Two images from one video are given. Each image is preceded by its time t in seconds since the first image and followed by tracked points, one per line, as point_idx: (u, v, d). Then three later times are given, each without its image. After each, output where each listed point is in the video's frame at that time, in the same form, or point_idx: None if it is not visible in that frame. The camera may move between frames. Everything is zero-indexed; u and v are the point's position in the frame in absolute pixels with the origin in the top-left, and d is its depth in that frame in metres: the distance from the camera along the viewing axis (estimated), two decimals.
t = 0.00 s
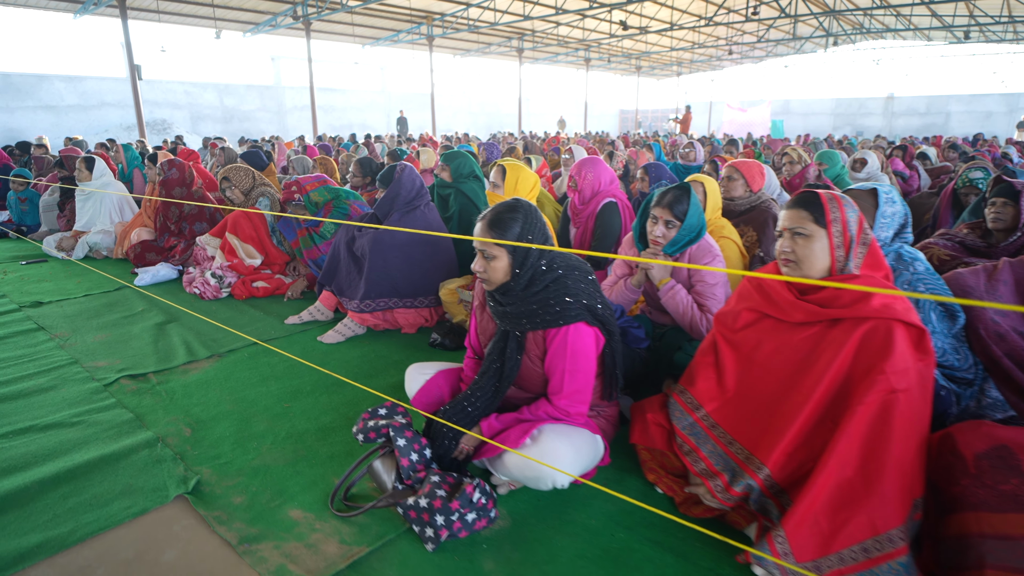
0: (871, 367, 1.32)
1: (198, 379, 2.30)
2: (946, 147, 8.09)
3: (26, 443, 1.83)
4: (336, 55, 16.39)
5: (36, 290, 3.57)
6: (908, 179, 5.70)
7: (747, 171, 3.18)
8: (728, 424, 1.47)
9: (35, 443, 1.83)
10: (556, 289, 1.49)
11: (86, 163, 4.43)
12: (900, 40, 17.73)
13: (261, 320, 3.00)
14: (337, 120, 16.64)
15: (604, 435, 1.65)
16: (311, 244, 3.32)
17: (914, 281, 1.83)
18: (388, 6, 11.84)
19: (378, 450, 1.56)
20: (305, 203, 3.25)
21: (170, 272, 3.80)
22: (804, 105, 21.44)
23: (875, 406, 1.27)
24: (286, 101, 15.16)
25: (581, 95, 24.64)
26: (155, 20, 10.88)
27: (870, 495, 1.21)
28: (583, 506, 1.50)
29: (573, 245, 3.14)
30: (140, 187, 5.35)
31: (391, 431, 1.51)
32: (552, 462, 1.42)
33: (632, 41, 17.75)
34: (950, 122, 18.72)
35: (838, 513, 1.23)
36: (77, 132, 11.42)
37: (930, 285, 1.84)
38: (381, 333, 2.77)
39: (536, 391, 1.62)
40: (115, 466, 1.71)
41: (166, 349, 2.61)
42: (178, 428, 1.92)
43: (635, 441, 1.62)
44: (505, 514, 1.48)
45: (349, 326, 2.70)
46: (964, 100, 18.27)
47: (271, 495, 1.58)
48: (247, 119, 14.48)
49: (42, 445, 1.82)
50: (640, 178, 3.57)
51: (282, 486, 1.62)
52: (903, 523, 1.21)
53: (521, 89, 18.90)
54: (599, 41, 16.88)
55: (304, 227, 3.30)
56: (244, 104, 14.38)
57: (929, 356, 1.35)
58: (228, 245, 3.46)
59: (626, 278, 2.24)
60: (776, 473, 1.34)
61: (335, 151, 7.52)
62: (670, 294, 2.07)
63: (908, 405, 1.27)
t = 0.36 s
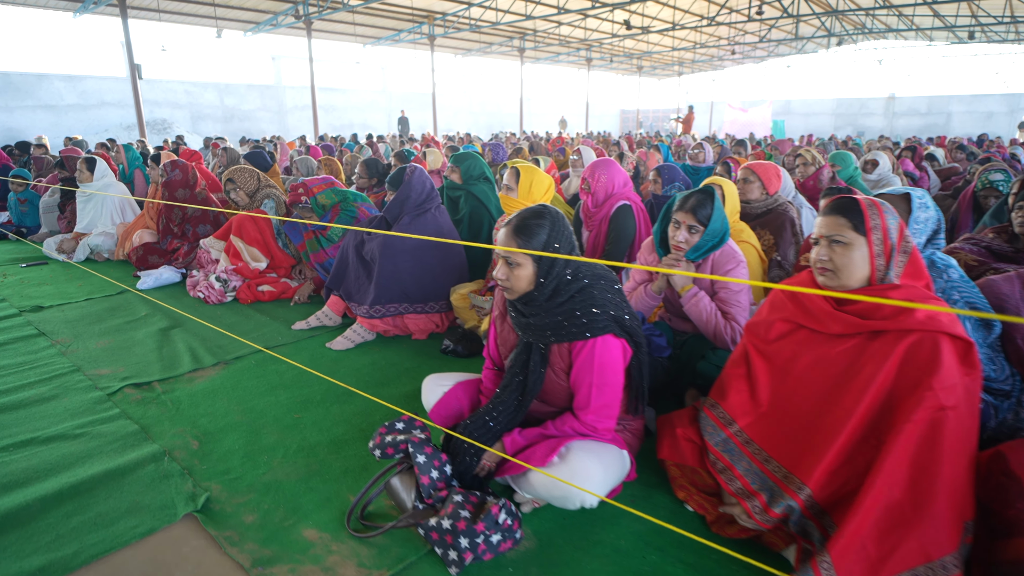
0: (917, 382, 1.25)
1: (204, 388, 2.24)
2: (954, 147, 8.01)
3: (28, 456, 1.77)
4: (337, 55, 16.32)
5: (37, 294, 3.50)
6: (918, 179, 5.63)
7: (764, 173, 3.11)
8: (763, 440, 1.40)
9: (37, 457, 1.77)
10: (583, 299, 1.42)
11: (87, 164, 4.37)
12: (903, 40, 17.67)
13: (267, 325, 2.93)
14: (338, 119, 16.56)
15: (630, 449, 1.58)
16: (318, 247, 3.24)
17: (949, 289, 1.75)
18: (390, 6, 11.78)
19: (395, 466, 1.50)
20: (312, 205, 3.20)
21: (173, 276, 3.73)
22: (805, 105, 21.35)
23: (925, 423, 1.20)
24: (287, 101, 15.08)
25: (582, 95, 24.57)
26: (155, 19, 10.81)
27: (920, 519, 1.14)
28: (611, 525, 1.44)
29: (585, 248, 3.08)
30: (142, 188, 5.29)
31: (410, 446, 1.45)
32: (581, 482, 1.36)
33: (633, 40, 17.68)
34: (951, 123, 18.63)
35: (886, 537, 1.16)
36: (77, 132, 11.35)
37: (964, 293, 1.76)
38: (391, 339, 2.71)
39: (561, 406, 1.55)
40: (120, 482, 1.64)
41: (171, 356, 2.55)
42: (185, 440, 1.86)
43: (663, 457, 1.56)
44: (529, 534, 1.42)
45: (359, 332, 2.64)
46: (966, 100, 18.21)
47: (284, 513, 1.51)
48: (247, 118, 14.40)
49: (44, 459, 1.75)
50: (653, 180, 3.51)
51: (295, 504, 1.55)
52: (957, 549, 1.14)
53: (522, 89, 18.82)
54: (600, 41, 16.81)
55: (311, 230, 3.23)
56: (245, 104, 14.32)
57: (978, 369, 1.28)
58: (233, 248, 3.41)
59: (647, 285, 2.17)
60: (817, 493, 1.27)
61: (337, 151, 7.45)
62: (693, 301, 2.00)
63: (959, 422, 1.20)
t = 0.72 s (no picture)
0: (970, 399, 1.17)
1: (210, 398, 2.17)
2: (962, 148, 7.93)
3: (30, 472, 1.70)
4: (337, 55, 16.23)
5: (38, 298, 3.44)
6: (930, 180, 5.55)
7: (781, 176, 3.04)
8: (803, 459, 1.34)
9: (39, 473, 1.70)
10: (613, 310, 1.35)
11: (88, 165, 4.30)
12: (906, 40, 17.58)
13: (274, 331, 2.86)
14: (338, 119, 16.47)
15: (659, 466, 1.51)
16: (324, 251, 3.18)
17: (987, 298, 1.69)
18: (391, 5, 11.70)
19: (414, 484, 1.43)
20: (319, 208, 3.12)
21: (176, 280, 3.67)
22: (807, 105, 21.24)
23: (982, 444, 1.12)
24: (287, 101, 15.01)
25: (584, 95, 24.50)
26: (156, 19, 10.74)
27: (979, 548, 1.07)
28: (642, 549, 1.37)
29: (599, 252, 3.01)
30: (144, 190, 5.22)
31: (430, 464, 1.38)
32: (613, 505, 1.29)
33: (635, 40, 17.60)
34: (953, 123, 18.50)
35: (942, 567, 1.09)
36: (77, 132, 11.28)
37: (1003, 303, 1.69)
38: (402, 346, 2.64)
39: (587, 421, 1.48)
40: (125, 500, 1.58)
41: (175, 364, 2.48)
42: (192, 455, 1.79)
43: (694, 475, 1.49)
44: (556, 558, 1.35)
45: (368, 339, 2.57)
46: (967, 100, 18.07)
47: (297, 535, 1.44)
48: (248, 118, 14.33)
49: (45, 476, 1.68)
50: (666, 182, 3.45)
51: (309, 524, 1.48)
52: None
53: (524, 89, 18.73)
54: (601, 40, 16.73)
55: (318, 233, 3.17)
56: (245, 104, 14.25)
57: None
58: (238, 252, 3.34)
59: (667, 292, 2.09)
60: (863, 517, 1.21)
61: (341, 151, 7.38)
62: (717, 309, 1.93)
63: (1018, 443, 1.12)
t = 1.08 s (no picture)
0: None
1: (218, 408, 2.10)
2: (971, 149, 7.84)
3: (32, 488, 1.63)
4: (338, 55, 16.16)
5: (39, 303, 3.37)
6: (941, 181, 5.46)
7: (799, 179, 2.96)
8: (846, 480, 1.27)
9: (41, 489, 1.63)
10: (647, 322, 1.28)
11: (90, 167, 4.22)
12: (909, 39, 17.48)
13: (280, 338, 2.80)
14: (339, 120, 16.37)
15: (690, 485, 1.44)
16: (331, 256, 3.11)
17: None
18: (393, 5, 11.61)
19: (434, 505, 1.36)
20: (327, 212, 3.05)
21: (179, 284, 3.60)
22: (808, 104, 21.15)
23: None
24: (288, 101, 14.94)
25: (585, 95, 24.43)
26: (158, 19, 10.68)
27: None
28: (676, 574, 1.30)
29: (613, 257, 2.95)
30: (145, 192, 5.15)
31: (452, 485, 1.31)
32: (648, 531, 1.22)
33: (637, 40, 17.52)
34: (955, 123, 18.39)
35: None
36: (77, 132, 11.21)
37: None
38: (412, 354, 2.58)
39: (616, 439, 1.41)
40: (131, 520, 1.51)
41: (181, 372, 2.41)
42: (200, 470, 1.72)
43: (728, 494, 1.44)
44: None
45: (378, 347, 2.51)
46: (969, 99, 17.94)
47: (312, 558, 1.38)
48: (248, 118, 14.26)
49: (48, 493, 1.61)
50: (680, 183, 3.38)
51: (325, 547, 1.41)
52: None
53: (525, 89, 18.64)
54: (603, 40, 16.64)
55: (325, 237, 3.10)
56: (246, 104, 14.18)
57: None
58: (243, 256, 3.28)
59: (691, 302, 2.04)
60: (915, 544, 1.15)
61: (344, 152, 7.32)
62: (744, 319, 1.86)
63: None
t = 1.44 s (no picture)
0: None
1: (225, 420, 2.04)
2: (979, 149, 7.77)
3: (34, 506, 1.57)
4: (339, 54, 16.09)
5: (39, 308, 3.30)
6: (954, 182, 5.39)
7: (817, 181, 2.89)
8: (892, 502, 1.21)
9: (44, 507, 1.56)
10: (684, 336, 1.22)
11: (92, 168, 4.13)
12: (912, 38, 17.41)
13: (287, 344, 2.73)
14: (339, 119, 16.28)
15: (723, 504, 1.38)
16: (338, 259, 3.04)
17: None
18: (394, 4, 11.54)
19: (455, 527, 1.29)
20: (334, 216, 2.99)
21: (183, 288, 3.54)
22: (809, 104, 21.09)
23: None
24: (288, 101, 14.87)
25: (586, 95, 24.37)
26: (158, 18, 10.61)
27: None
28: None
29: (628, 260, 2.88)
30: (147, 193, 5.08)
31: (477, 506, 1.24)
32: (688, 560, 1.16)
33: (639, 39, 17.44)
34: (957, 122, 18.31)
35: None
36: (78, 132, 11.14)
37: None
38: (424, 361, 2.51)
39: (648, 457, 1.35)
40: (139, 540, 1.44)
41: (186, 381, 2.34)
42: (208, 486, 1.65)
43: (764, 515, 1.38)
44: None
45: (389, 354, 2.44)
46: (971, 99, 17.84)
47: None
48: (248, 118, 14.19)
49: (49, 512, 1.54)
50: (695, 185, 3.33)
51: (341, 571, 1.34)
52: None
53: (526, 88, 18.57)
54: (604, 39, 16.58)
55: (332, 240, 3.03)
56: (246, 104, 14.10)
57: None
58: (248, 260, 3.22)
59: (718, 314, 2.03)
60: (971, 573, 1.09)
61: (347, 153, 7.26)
62: (770, 331, 1.79)
63: None
